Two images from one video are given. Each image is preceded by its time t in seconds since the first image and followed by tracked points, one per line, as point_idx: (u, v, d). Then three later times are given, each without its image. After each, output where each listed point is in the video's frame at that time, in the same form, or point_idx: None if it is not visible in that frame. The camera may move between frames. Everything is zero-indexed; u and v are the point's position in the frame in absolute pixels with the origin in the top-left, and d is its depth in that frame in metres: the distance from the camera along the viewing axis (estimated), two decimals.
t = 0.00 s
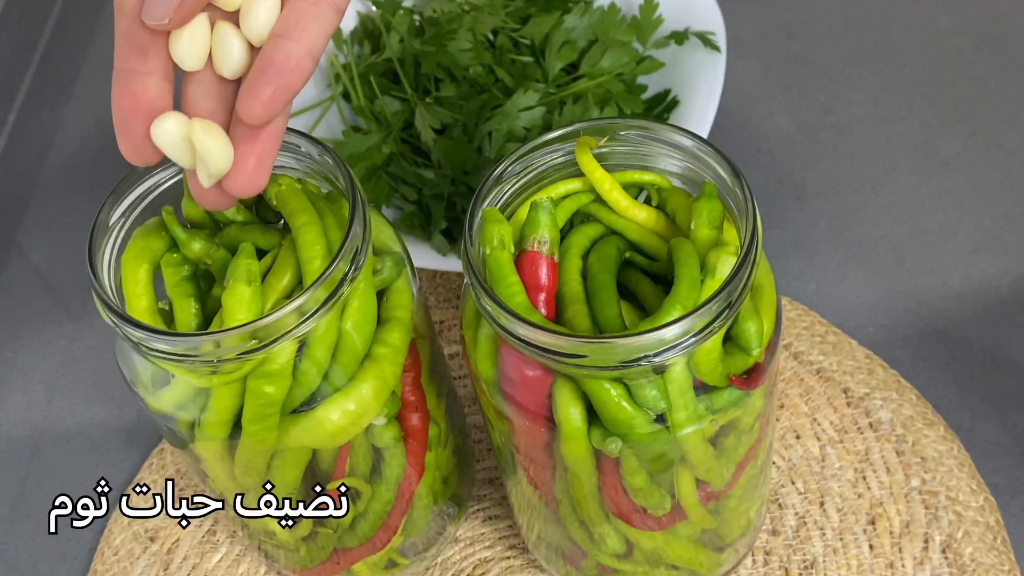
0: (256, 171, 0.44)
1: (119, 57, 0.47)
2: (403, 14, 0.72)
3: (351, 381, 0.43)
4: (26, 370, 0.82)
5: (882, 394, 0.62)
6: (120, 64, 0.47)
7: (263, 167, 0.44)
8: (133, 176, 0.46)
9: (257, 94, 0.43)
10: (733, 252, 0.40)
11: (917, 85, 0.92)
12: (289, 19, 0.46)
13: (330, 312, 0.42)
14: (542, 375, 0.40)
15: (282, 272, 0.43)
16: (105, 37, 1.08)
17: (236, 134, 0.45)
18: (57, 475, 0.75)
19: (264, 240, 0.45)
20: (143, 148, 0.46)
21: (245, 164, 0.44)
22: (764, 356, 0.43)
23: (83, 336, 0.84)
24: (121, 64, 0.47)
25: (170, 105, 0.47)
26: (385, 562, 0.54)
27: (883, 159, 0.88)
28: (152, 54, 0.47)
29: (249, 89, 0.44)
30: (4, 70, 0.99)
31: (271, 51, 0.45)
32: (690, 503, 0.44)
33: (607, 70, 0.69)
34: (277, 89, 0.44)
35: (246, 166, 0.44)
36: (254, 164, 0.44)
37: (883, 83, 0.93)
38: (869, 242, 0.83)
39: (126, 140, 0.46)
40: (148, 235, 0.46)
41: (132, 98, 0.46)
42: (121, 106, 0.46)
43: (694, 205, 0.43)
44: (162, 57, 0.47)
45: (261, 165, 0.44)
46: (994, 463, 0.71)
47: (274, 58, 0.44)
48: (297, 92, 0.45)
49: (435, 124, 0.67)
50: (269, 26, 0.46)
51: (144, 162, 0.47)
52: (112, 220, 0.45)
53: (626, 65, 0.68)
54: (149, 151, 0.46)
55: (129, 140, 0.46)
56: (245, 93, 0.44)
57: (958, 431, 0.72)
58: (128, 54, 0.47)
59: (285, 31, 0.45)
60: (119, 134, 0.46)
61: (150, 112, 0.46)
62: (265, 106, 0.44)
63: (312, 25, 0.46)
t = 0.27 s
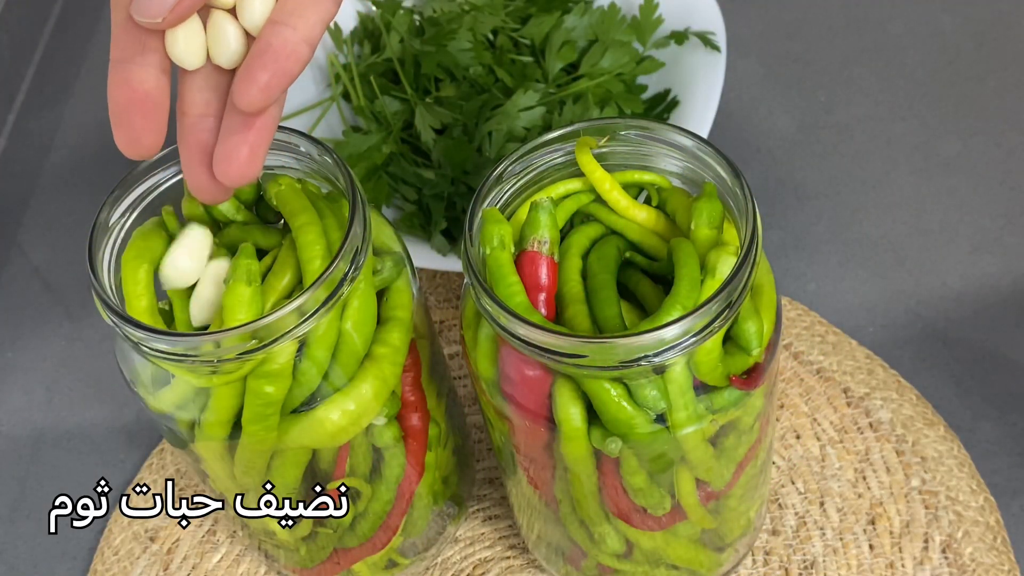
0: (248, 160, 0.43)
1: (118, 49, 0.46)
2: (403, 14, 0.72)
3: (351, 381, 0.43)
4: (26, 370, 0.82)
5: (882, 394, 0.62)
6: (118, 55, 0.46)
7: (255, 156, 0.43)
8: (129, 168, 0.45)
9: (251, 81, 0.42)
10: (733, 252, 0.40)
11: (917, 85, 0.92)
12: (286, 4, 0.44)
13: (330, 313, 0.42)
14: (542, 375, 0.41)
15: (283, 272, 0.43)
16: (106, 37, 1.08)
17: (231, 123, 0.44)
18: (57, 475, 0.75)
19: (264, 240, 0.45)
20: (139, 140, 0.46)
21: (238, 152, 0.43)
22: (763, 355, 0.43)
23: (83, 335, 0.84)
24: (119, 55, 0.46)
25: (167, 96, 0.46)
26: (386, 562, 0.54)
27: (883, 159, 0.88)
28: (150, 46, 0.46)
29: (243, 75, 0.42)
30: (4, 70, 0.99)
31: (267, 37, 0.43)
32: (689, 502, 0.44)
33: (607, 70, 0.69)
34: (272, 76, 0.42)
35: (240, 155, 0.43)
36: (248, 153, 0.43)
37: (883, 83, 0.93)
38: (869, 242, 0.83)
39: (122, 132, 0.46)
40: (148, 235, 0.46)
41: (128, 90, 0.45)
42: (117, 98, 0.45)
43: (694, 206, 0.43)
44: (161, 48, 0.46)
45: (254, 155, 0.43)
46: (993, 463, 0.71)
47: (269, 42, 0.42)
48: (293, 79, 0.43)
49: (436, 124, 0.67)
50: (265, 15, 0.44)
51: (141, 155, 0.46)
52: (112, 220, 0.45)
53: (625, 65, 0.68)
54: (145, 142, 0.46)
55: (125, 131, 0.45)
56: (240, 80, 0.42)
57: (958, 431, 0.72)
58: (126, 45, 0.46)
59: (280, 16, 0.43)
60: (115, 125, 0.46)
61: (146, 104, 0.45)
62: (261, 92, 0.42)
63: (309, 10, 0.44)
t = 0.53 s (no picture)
0: (258, 181, 0.43)
1: (114, 53, 0.45)
2: (403, 14, 0.72)
3: (351, 381, 0.43)
4: (26, 370, 0.82)
5: (882, 394, 0.62)
6: (114, 61, 0.45)
7: (265, 177, 0.43)
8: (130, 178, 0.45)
9: (266, 109, 0.42)
10: (733, 253, 0.40)
11: (917, 85, 0.92)
12: (294, 30, 0.45)
13: (330, 313, 0.42)
14: (542, 374, 0.40)
15: (283, 272, 0.43)
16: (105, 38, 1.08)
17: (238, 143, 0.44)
18: (57, 475, 0.75)
19: (265, 241, 0.45)
20: (139, 151, 0.45)
21: (249, 173, 0.43)
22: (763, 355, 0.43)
23: (83, 335, 0.84)
24: (115, 60, 0.45)
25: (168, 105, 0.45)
26: (386, 563, 0.54)
27: (883, 158, 0.88)
28: (149, 53, 0.45)
29: (257, 102, 0.42)
30: (4, 70, 0.99)
31: (279, 64, 0.43)
32: (689, 502, 0.44)
33: (607, 70, 0.69)
34: (286, 104, 0.43)
35: (250, 176, 0.43)
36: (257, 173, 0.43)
37: (882, 83, 0.93)
38: (869, 242, 0.83)
39: (121, 141, 0.45)
40: (147, 235, 0.46)
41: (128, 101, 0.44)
42: (116, 107, 0.44)
43: (694, 206, 0.43)
44: (161, 57, 0.45)
45: (265, 176, 0.43)
46: (993, 462, 0.71)
47: (282, 71, 0.43)
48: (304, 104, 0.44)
49: (436, 124, 0.67)
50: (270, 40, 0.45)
51: (139, 163, 0.45)
52: (112, 220, 0.45)
53: (625, 65, 0.68)
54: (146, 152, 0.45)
55: (125, 141, 0.45)
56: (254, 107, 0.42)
57: (958, 430, 0.72)
58: (123, 50, 0.45)
59: (292, 43, 0.44)
60: (113, 133, 0.45)
61: (148, 116, 0.45)
62: (276, 121, 0.42)
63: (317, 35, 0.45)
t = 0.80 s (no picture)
0: (260, 178, 0.44)
1: (117, 51, 0.47)
2: (403, 14, 0.72)
3: (351, 381, 0.43)
4: (26, 370, 0.82)
5: (882, 394, 0.62)
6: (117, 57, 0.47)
7: (266, 174, 0.44)
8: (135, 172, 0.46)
9: (267, 106, 0.44)
10: (733, 252, 0.40)
11: (917, 85, 0.92)
12: (294, 27, 0.46)
13: (330, 313, 0.42)
14: (542, 374, 0.40)
15: (283, 272, 0.43)
16: (105, 38, 1.08)
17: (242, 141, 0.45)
18: (57, 475, 0.75)
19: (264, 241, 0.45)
20: (143, 145, 0.47)
21: (249, 170, 0.44)
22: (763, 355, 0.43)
23: (83, 335, 0.84)
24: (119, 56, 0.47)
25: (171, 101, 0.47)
26: (386, 563, 0.54)
27: (883, 159, 0.88)
28: (153, 51, 0.47)
29: (258, 100, 0.44)
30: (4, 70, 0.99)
31: (280, 61, 0.45)
32: (689, 502, 0.44)
33: (607, 70, 0.69)
34: (287, 101, 0.44)
35: (250, 172, 0.44)
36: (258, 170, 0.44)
37: (883, 82, 0.93)
38: (869, 242, 0.83)
39: (126, 137, 0.47)
40: (148, 235, 0.45)
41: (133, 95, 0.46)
42: (120, 102, 0.46)
43: (694, 206, 0.43)
44: (165, 56, 0.47)
45: (265, 173, 0.44)
46: (993, 463, 0.71)
47: (283, 68, 0.45)
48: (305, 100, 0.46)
49: (436, 124, 0.67)
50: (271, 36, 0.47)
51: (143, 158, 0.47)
52: (112, 220, 0.45)
53: (625, 65, 0.68)
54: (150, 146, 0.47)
55: (129, 135, 0.46)
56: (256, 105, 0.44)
57: (958, 431, 0.72)
58: (126, 47, 0.47)
59: (292, 41, 0.46)
60: (118, 129, 0.47)
61: (150, 110, 0.46)
62: (277, 118, 0.44)
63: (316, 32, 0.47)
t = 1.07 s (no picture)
0: (265, 156, 0.45)
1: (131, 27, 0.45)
2: (403, 14, 0.72)
3: (351, 381, 0.43)
4: (26, 370, 0.82)
5: (882, 394, 0.62)
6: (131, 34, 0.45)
7: (273, 150, 0.45)
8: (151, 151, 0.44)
9: (297, 96, 0.45)
10: (733, 252, 0.40)
11: (917, 85, 0.92)
12: (317, 15, 0.47)
13: (330, 313, 0.42)
14: (542, 374, 0.40)
15: (284, 272, 0.43)
16: (104, 38, 1.08)
17: (252, 121, 0.46)
18: (57, 475, 0.75)
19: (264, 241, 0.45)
20: (161, 125, 0.44)
21: (256, 148, 0.45)
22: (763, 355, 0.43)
23: (83, 335, 0.84)
24: (133, 32, 0.45)
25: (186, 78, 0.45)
26: (386, 563, 0.54)
27: (883, 159, 0.88)
28: (168, 28, 0.45)
29: (288, 91, 0.45)
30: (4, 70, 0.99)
31: (306, 52, 0.45)
32: (689, 503, 0.44)
33: (607, 70, 0.69)
34: (316, 91, 0.45)
35: (258, 150, 0.45)
36: (264, 148, 0.45)
37: (883, 82, 0.93)
38: (868, 242, 0.83)
39: (142, 115, 0.44)
40: (147, 235, 0.45)
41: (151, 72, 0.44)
42: (136, 79, 0.44)
43: (694, 206, 0.43)
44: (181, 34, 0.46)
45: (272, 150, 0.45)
46: (993, 462, 0.71)
47: (310, 58, 0.45)
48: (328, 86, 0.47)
49: (436, 124, 0.67)
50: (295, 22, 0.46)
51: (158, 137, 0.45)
52: (112, 220, 0.45)
53: (626, 65, 0.68)
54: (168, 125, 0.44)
55: (146, 114, 0.44)
56: (284, 94, 0.45)
57: (957, 431, 0.72)
58: (142, 22, 0.45)
59: (316, 30, 0.46)
60: (132, 108, 0.44)
61: (169, 87, 0.44)
62: (307, 107, 0.45)
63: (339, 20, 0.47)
